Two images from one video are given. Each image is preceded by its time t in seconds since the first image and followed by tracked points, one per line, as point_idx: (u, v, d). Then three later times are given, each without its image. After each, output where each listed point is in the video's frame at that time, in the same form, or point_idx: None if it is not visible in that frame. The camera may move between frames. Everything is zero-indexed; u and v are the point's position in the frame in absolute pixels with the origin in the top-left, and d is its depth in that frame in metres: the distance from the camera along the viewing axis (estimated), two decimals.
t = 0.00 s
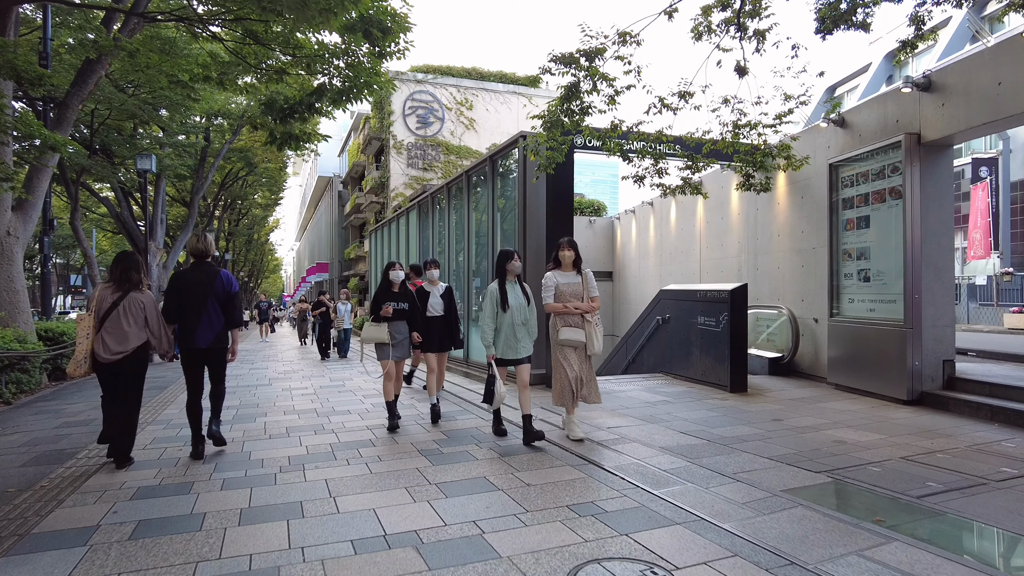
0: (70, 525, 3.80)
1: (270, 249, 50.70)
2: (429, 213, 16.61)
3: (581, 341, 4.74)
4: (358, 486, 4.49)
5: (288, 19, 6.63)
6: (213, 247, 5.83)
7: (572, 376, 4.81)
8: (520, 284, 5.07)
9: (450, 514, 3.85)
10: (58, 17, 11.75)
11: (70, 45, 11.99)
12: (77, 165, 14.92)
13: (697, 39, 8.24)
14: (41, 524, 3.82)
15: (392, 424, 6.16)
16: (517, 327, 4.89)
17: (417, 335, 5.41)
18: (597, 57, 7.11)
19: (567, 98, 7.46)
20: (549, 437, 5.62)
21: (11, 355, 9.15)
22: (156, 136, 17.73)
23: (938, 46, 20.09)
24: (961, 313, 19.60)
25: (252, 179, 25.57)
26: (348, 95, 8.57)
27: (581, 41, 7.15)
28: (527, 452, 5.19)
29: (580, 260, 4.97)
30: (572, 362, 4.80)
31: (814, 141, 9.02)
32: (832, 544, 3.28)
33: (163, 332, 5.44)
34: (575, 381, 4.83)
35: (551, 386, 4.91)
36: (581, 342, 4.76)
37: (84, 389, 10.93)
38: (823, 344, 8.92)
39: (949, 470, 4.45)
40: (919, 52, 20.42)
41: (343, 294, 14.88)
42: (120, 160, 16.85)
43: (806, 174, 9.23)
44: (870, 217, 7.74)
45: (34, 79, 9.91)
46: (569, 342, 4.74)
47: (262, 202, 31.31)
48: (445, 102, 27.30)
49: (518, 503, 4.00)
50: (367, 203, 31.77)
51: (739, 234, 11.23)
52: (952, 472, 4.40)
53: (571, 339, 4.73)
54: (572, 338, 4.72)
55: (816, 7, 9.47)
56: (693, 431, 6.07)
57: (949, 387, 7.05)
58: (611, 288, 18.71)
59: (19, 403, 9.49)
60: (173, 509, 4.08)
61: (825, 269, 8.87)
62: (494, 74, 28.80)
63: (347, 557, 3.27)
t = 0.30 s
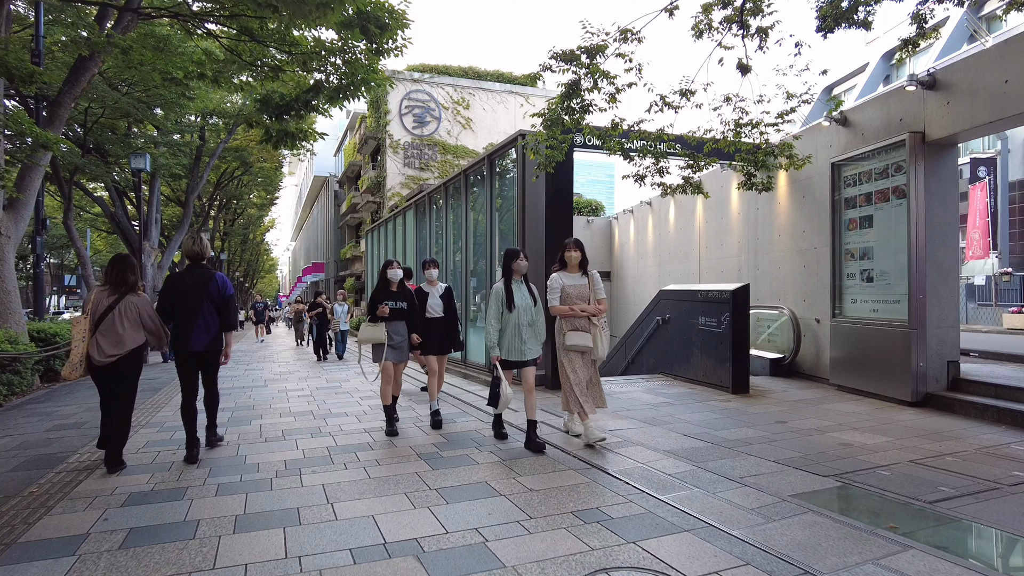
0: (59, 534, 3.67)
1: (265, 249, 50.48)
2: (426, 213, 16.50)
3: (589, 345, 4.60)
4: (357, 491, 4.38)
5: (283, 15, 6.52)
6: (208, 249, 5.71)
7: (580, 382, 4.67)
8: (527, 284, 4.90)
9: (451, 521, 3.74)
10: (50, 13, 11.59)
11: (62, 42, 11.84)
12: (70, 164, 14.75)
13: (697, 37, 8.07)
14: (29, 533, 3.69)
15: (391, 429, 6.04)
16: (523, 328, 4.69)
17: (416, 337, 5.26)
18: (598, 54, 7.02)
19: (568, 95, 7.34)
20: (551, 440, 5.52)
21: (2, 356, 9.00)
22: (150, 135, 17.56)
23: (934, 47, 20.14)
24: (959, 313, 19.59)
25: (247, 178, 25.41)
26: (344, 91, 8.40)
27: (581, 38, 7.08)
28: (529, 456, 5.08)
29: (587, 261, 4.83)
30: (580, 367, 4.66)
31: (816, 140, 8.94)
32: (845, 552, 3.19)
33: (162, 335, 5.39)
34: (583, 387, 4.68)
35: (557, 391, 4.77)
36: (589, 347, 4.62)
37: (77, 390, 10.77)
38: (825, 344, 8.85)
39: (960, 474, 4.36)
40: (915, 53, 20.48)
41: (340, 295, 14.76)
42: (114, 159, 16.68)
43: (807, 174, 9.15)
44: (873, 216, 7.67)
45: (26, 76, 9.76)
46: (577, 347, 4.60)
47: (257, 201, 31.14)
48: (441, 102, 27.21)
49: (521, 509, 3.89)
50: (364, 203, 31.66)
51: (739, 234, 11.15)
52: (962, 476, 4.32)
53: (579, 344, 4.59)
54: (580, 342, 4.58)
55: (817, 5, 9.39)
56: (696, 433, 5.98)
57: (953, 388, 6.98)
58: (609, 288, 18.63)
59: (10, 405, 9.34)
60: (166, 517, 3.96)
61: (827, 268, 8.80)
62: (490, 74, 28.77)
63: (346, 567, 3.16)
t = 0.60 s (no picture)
0: (44, 540, 3.52)
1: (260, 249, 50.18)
2: (422, 212, 16.35)
3: (600, 346, 4.44)
4: (355, 494, 4.24)
5: (280, 6, 6.33)
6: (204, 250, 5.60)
7: (591, 384, 4.51)
8: (534, 280, 4.77)
9: (454, 525, 3.61)
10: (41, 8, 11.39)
11: (53, 38, 11.65)
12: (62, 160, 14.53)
13: (699, 33, 7.90)
14: (13, 539, 3.54)
15: (388, 429, 5.89)
16: (531, 325, 4.54)
17: (416, 335, 5.11)
18: (600, 47, 6.88)
19: (569, 89, 7.18)
20: (555, 441, 5.38)
21: None
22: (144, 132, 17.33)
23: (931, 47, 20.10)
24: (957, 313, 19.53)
25: (242, 177, 25.19)
26: (340, 86, 8.13)
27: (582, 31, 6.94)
28: (532, 457, 4.94)
29: (595, 259, 4.68)
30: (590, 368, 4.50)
31: (819, 137, 8.84)
32: (865, 557, 3.07)
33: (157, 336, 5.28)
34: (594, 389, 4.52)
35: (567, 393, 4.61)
36: (600, 347, 4.45)
37: (68, 391, 10.58)
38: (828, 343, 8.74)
39: (975, 475, 4.26)
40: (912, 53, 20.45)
41: (336, 293, 14.59)
42: (107, 157, 16.44)
43: (809, 171, 9.05)
44: (878, 213, 7.57)
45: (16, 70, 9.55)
46: (587, 347, 4.43)
47: (252, 200, 30.94)
48: (437, 100, 27.05)
49: (526, 512, 3.76)
50: (359, 202, 31.49)
51: (740, 232, 11.04)
52: (978, 477, 4.21)
53: (590, 344, 4.43)
54: (591, 342, 4.41)
55: None
56: (702, 434, 5.87)
57: (960, 387, 6.88)
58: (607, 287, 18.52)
59: None
60: (157, 521, 3.81)
61: (829, 267, 8.71)
62: (486, 72, 28.65)
63: (345, 574, 3.02)
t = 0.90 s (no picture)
0: (34, 544, 3.40)
1: (256, 249, 49.99)
2: (421, 210, 16.24)
3: (612, 343, 4.32)
4: (357, 496, 4.12)
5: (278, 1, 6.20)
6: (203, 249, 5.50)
7: (602, 383, 4.38)
8: (543, 275, 4.65)
9: (460, 528, 3.50)
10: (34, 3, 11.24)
11: (48, 34, 11.51)
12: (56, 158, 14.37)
13: (701, 28, 7.77)
14: (1, 544, 3.41)
15: (389, 429, 5.78)
16: (539, 322, 4.43)
17: (419, 333, 4.99)
18: (604, 41, 6.79)
19: (572, 84, 7.06)
20: (560, 441, 5.28)
21: None
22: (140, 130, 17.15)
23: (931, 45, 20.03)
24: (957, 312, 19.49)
25: (238, 176, 25.03)
26: (338, 81, 7.95)
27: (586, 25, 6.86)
28: (537, 458, 4.84)
29: (605, 253, 4.56)
30: (603, 367, 4.37)
31: (823, 133, 8.76)
32: (888, 562, 2.96)
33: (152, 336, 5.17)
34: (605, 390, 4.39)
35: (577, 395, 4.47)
36: (613, 344, 4.31)
37: (62, 391, 10.43)
38: (833, 342, 8.66)
39: (990, 475, 4.17)
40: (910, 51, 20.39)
41: (334, 292, 14.47)
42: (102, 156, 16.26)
43: (813, 169, 8.97)
44: (883, 210, 7.49)
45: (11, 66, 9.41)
46: (600, 344, 4.31)
47: (249, 199, 30.77)
48: (435, 98, 26.92)
49: (534, 515, 3.64)
50: (356, 201, 31.37)
51: (742, 230, 10.96)
52: (995, 478, 4.11)
53: (602, 341, 4.30)
54: (603, 339, 4.28)
55: None
56: (709, 434, 5.76)
57: (968, 386, 6.79)
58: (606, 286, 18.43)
59: None
60: (152, 525, 3.68)
61: (834, 265, 8.62)
62: (484, 71, 28.53)
63: None
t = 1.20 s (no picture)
0: (23, 553, 3.26)
1: (253, 249, 49.78)
2: (419, 209, 16.10)
3: (627, 343, 4.20)
4: (359, 502, 4.00)
5: None
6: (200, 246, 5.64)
7: (614, 386, 4.26)
8: (553, 273, 4.54)
9: (466, 535, 3.38)
10: None
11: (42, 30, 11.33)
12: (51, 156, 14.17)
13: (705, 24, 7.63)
14: None
15: (391, 432, 5.65)
16: (549, 321, 4.30)
17: (421, 331, 4.85)
18: (609, 36, 6.69)
19: (576, 80, 6.93)
20: (565, 444, 5.16)
21: None
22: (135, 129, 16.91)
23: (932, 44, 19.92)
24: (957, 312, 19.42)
25: (235, 175, 24.83)
26: (337, 76, 7.78)
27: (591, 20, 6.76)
28: (544, 461, 4.71)
29: (617, 248, 4.44)
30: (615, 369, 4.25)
31: (828, 131, 8.64)
32: (913, 570, 2.85)
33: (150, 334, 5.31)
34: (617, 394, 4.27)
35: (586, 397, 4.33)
36: (627, 344, 4.19)
37: (57, 392, 10.27)
38: (838, 342, 8.56)
39: (1009, 479, 4.07)
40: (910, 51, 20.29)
41: (332, 292, 14.32)
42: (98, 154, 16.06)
43: (819, 166, 8.85)
44: (890, 209, 7.39)
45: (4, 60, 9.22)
46: (615, 345, 4.18)
47: (245, 199, 30.59)
48: (433, 97, 26.76)
49: (542, 521, 3.53)
50: (354, 201, 31.20)
51: (745, 229, 10.85)
52: (1013, 482, 4.01)
53: (617, 342, 4.18)
54: (616, 338, 4.16)
55: None
56: (717, 436, 5.65)
57: (977, 387, 6.71)
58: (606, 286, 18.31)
59: None
60: (147, 532, 3.55)
61: (840, 264, 8.51)
62: (483, 70, 28.36)
63: None
